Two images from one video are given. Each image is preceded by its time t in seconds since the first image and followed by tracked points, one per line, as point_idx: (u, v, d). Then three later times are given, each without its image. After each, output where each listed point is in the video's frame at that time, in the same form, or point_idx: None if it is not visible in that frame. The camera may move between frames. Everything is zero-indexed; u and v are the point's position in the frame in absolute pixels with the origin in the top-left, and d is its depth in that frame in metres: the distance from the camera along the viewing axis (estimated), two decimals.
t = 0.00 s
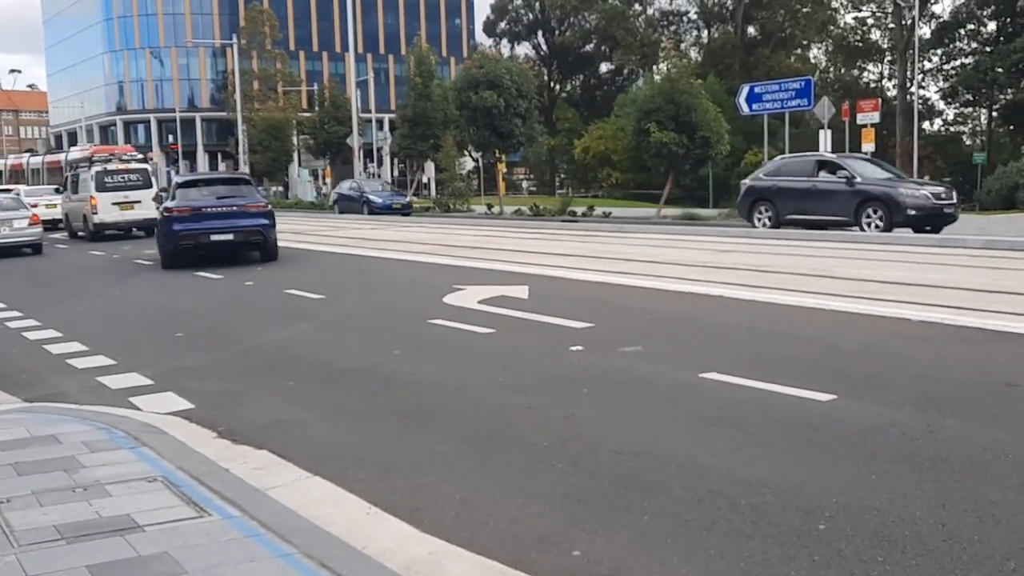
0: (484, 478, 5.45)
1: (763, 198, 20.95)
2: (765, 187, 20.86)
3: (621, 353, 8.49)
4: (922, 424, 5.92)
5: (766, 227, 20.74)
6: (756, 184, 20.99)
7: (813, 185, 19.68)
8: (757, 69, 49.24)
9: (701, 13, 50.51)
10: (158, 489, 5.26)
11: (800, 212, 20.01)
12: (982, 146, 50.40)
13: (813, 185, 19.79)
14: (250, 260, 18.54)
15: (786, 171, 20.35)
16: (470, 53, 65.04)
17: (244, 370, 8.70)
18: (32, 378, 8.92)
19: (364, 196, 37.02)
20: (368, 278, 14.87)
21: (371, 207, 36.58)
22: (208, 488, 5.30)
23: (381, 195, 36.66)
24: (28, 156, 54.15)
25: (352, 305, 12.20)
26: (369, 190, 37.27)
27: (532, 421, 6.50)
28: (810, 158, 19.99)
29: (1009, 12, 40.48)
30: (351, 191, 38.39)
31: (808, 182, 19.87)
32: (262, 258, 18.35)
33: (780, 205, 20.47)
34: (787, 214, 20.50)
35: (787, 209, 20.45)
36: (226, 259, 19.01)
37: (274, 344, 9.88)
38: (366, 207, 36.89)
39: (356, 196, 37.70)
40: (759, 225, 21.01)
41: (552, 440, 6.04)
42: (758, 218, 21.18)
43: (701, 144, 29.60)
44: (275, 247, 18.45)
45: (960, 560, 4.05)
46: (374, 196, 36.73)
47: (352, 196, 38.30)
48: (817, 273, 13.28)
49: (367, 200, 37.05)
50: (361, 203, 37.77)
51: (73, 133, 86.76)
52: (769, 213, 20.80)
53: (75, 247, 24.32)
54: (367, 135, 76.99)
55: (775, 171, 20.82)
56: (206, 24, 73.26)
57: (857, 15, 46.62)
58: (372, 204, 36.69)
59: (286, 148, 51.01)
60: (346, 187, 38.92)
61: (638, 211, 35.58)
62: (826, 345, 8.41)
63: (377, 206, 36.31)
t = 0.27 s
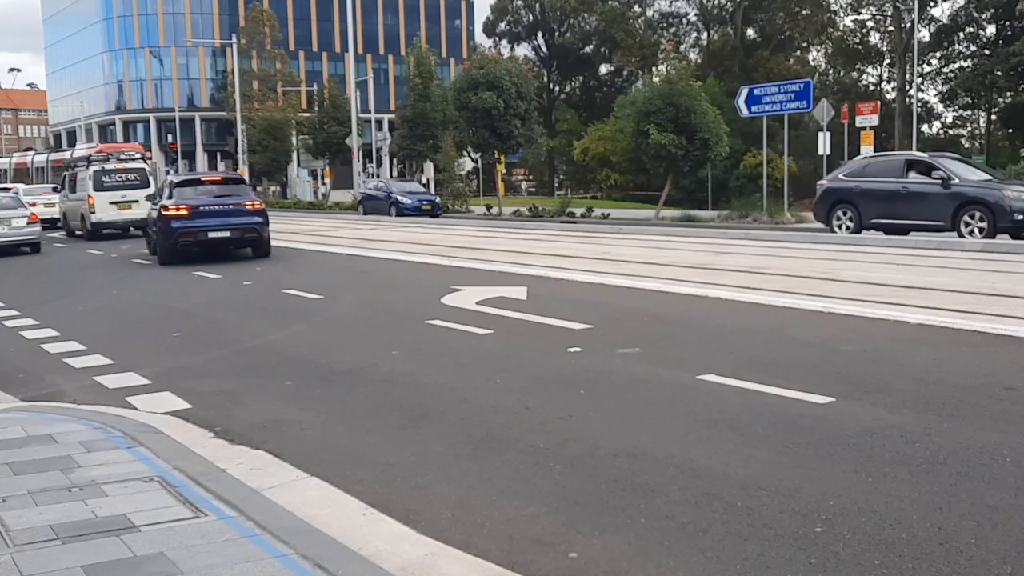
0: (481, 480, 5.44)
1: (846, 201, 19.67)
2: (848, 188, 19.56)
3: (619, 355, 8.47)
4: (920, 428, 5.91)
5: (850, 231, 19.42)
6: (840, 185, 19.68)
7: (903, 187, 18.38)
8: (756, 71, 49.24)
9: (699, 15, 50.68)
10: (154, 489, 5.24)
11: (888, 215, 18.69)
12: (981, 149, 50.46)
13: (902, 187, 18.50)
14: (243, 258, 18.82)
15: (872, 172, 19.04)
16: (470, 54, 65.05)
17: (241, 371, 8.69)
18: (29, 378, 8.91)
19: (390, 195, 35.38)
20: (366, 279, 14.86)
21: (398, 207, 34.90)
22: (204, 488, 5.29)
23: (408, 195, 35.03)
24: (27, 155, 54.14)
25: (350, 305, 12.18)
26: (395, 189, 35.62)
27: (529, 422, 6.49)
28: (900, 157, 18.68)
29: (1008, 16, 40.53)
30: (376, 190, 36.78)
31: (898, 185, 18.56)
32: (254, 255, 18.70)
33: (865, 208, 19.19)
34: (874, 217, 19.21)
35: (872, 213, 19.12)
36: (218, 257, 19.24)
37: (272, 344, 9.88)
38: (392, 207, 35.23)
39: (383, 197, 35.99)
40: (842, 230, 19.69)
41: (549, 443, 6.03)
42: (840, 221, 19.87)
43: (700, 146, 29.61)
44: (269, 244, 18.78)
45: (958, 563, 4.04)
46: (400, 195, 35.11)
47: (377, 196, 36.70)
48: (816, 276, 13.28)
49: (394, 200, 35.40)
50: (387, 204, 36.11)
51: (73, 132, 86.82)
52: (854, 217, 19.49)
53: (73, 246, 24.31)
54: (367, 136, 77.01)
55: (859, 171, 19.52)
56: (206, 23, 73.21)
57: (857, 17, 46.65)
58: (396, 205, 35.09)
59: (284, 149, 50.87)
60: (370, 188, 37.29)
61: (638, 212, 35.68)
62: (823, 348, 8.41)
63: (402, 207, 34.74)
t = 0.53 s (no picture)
0: (476, 481, 5.43)
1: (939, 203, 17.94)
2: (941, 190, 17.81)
3: (615, 356, 8.47)
4: (915, 430, 5.91)
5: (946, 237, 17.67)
6: (933, 186, 17.95)
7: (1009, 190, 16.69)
8: (754, 73, 49.24)
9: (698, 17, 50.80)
10: (148, 489, 5.23)
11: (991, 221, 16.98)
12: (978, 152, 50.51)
13: (1006, 190, 16.82)
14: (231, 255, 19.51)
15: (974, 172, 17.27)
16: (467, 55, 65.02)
17: (237, 370, 8.67)
18: (24, 377, 8.89)
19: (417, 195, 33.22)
20: (362, 278, 14.84)
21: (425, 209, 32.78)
22: (198, 488, 5.28)
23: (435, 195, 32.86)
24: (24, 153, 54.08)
25: (347, 305, 12.18)
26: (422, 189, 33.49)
27: (525, 423, 6.47)
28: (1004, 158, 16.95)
29: (1006, 19, 40.58)
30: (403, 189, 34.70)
31: (1001, 186, 16.89)
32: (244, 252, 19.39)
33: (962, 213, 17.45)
34: (971, 222, 17.53)
35: (971, 218, 17.38)
36: (207, 256, 19.82)
37: (267, 344, 9.87)
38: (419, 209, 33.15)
39: (411, 197, 33.81)
40: (936, 236, 17.94)
41: (545, 444, 6.03)
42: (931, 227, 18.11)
43: (697, 147, 29.63)
44: (258, 242, 19.52)
45: (952, 567, 4.03)
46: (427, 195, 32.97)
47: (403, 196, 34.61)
48: (812, 278, 13.28)
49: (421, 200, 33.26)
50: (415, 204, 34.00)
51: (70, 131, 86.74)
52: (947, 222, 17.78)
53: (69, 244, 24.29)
54: (365, 136, 76.90)
55: (955, 172, 17.77)
56: (204, 22, 73.16)
57: (854, 20, 46.68)
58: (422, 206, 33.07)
59: (281, 148, 50.76)
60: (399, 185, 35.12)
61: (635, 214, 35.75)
62: (819, 350, 8.40)
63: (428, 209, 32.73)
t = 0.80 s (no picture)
0: (470, 481, 5.42)
1: None
2: None
3: (610, 357, 8.46)
4: (910, 432, 5.91)
5: None
6: None
7: None
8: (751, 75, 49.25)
9: (694, 18, 50.84)
10: (143, 488, 5.22)
11: None
12: (974, 154, 50.56)
13: None
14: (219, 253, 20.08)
15: None
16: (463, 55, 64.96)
17: (231, 370, 8.66)
18: (17, 376, 8.86)
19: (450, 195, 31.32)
20: (357, 278, 14.83)
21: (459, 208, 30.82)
22: (192, 487, 5.27)
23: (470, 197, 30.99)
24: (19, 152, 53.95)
25: (342, 305, 12.16)
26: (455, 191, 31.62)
27: (519, 423, 6.48)
28: None
29: (1002, 21, 40.62)
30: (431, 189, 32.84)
31: None
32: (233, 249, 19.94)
33: None
34: None
35: None
36: (195, 253, 20.27)
37: (262, 344, 9.84)
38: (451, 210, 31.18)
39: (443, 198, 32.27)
40: None
41: (540, 444, 6.02)
42: None
43: (693, 148, 29.61)
44: (245, 239, 20.12)
45: (947, 569, 4.03)
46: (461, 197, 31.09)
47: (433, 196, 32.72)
48: (807, 279, 13.30)
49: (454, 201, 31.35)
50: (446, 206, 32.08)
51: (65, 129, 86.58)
52: None
53: (64, 243, 24.22)
54: (360, 135, 76.86)
55: None
56: (200, 22, 72.93)
57: (851, 21, 46.70)
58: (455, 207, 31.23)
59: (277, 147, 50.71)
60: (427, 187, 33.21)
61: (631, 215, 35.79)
62: (813, 352, 8.40)
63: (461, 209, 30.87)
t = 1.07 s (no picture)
0: (466, 481, 5.43)
1: None
2: None
3: (605, 358, 8.46)
4: (904, 433, 5.93)
5: None
6: None
7: None
8: (747, 76, 49.32)
9: (690, 19, 50.95)
10: (137, 489, 5.21)
11: None
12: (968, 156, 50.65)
13: None
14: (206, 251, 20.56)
15: None
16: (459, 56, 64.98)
17: (226, 370, 8.65)
18: (12, 375, 8.84)
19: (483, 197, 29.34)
20: (352, 278, 14.81)
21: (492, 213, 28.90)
22: (187, 487, 5.27)
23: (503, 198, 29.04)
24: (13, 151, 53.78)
25: (337, 305, 12.15)
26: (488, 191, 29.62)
27: (514, 424, 6.49)
28: None
29: (996, 24, 40.73)
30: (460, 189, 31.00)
31: None
32: (220, 246, 20.50)
33: None
34: None
35: None
36: (183, 250, 20.69)
37: (257, 344, 9.83)
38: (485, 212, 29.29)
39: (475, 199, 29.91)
40: None
41: (536, 445, 6.02)
42: None
43: (689, 149, 29.64)
44: (232, 238, 20.69)
45: (941, 570, 4.04)
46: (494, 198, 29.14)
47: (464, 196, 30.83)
48: (802, 280, 13.31)
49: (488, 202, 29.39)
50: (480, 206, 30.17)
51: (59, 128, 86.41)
52: None
53: (59, 242, 24.18)
54: (356, 136, 76.86)
55: None
56: (195, 21, 72.79)
57: (846, 23, 46.79)
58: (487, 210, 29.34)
59: (272, 147, 50.55)
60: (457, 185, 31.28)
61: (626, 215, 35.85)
62: (808, 353, 8.41)
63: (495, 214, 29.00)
